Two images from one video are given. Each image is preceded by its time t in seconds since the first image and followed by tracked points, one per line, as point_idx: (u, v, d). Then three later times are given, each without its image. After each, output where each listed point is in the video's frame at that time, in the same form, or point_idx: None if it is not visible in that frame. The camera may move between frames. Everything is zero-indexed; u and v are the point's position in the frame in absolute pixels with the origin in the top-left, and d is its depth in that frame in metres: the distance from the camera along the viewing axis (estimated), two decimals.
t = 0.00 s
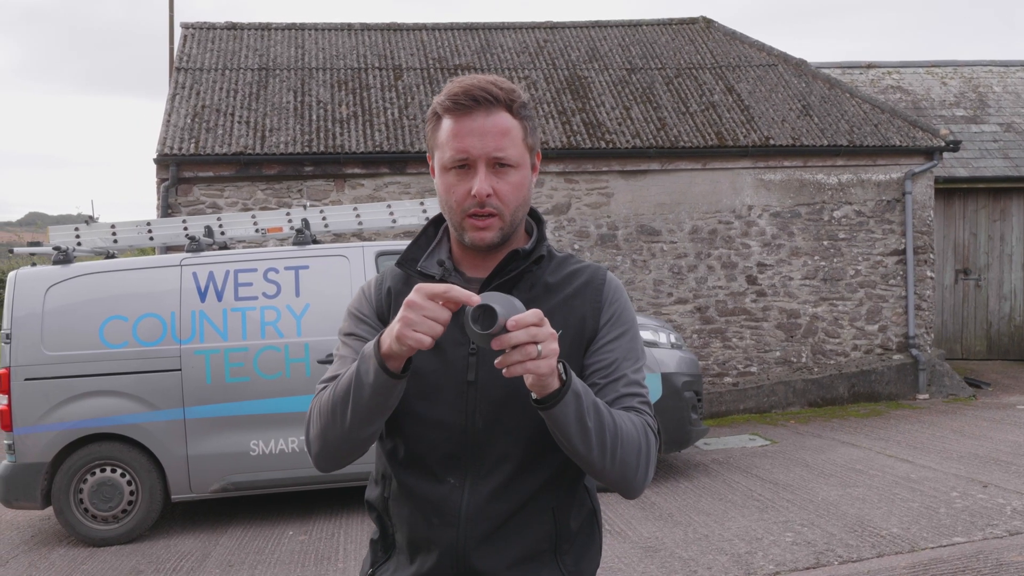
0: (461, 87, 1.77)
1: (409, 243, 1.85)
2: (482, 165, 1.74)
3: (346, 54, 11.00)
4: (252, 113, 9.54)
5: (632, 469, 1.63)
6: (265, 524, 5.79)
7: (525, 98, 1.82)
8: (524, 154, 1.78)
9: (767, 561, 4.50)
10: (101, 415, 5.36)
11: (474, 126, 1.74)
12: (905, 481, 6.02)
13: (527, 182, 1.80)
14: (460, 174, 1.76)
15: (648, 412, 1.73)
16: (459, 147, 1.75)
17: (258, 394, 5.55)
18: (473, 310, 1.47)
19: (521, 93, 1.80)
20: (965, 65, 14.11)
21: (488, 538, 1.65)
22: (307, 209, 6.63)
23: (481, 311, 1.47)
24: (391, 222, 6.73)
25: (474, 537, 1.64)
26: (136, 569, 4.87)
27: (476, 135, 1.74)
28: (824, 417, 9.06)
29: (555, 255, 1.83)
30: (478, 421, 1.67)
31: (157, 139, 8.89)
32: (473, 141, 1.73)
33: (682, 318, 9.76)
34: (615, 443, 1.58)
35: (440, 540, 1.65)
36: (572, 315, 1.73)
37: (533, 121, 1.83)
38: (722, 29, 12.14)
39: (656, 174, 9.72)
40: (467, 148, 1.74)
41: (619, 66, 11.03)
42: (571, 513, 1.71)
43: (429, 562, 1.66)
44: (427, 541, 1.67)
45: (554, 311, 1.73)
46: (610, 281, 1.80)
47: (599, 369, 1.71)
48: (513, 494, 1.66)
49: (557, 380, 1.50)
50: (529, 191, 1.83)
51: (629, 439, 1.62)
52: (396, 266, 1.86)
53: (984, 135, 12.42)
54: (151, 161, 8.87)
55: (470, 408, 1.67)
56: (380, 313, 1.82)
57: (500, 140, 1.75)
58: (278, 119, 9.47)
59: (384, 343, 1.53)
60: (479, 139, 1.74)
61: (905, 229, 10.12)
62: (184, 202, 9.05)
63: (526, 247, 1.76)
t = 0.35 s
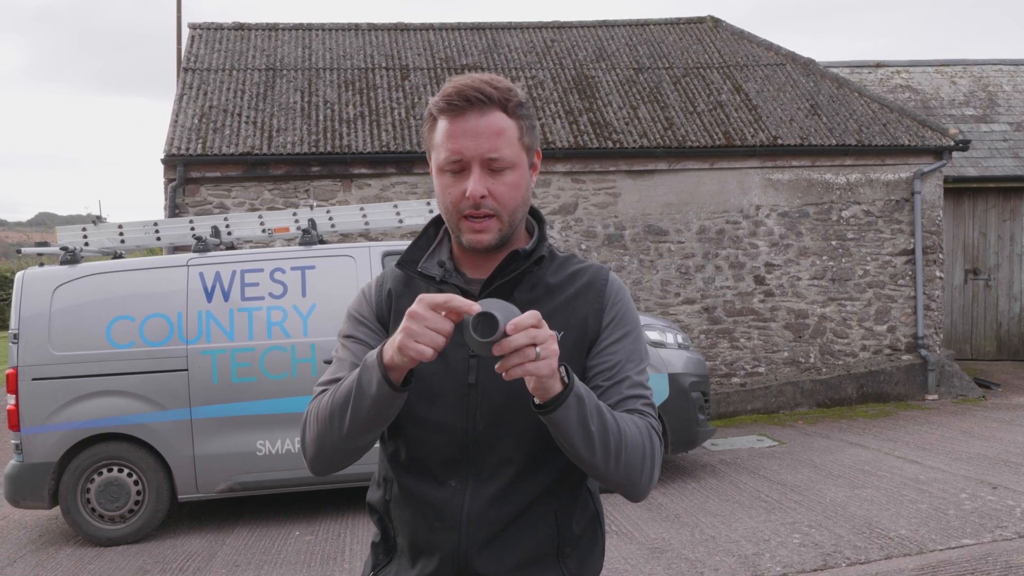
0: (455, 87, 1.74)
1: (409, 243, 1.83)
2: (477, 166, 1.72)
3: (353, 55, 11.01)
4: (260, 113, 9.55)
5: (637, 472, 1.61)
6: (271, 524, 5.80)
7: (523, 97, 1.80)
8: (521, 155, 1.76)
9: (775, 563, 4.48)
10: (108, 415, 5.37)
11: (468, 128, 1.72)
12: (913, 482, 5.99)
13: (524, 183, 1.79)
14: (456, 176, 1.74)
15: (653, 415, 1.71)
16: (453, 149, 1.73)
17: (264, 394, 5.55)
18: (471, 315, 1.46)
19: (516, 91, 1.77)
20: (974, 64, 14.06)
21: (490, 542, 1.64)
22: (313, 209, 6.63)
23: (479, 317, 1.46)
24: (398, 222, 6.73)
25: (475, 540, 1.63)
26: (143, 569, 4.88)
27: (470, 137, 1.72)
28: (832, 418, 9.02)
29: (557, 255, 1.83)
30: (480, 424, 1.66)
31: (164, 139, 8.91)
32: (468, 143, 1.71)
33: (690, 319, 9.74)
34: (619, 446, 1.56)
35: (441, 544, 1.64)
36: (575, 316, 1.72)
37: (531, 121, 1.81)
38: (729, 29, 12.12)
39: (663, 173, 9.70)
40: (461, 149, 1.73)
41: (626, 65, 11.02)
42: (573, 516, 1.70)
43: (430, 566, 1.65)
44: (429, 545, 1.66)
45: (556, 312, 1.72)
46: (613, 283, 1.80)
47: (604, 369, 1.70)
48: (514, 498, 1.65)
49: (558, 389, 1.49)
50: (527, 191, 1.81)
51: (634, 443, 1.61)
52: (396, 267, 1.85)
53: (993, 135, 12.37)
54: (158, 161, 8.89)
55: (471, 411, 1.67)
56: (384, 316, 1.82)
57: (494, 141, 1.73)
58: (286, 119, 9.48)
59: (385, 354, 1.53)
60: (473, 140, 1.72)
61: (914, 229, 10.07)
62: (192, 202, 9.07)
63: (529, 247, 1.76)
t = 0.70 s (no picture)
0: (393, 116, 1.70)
1: (409, 250, 1.87)
2: (418, 199, 1.70)
3: (364, 55, 11.03)
4: (271, 114, 9.58)
5: (658, 491, 1.62)
6: (282, 524, 5.80)
7: (468, 111, 1.68)
8: (464, 179, 1.68)
9: (786, 565, 4.46)
10: (119, 415, 5.39)
11: (403, 160, 1.69)
12: (926, 483, 5.95)
13: (479, 205, 1.71)
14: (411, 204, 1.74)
15: (674, 423, 1.70)
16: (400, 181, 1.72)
17: (275, 394, 5.55)
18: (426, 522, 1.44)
19: (453, 110, 1.66)
20: (988, 63, 13.99)
21: (498, 548, 1.64)
22: (324, 209, 6.64)
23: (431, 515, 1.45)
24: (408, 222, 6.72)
25: (483, 547, 1.63)
26: (154, 569, 4.89)
27: (407, 169, 1.69)
28: (844, 419, 8.97)
29: (566, 258, 1.82)
30: (486, 431, 1.69)
31: (176, 140, 8.95)
32: (404, 177, 1.69)
33: (701, 319, 9.71)
34: (633, 479, 1.58)
35: (449, 550, 1.65)
36: (584, 323, 1.72)
37: (480, 134, 1.69)
38: (741, 28, 12.09)
39: (674, 173, 9.68)
40: (404, 181, 1.71)
41: (637, 65, 11.02)
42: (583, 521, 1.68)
43: (438, 570, 1.66)
44: (436, 551, 1.66)
45: (565, 319, 1.72)
46: (626, 286, 1.78)
47: (623, 379, 1.67)
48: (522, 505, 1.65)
49: (564, 497, 1.53)
50: (488, 209, 1.73)
51: (652, 468, 1.61)
52: (398, 273, 1.90)
53: (1007, 134, 12.29)
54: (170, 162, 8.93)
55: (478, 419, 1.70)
56: (385, 328, 1.85)
57: (427, 172, 1.67)
58: (297, 119, 9.51)
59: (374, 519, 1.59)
60: (409, 173, 1.69)
61: (927, 228, 10.01)
62: (203, 203, 9.10)
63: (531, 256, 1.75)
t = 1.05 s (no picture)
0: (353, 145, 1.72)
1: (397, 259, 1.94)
2: (387, 222, 1.71)
3: (376, 55, 11.06)
4: (283, 114, 9.61)
5: (636, 502, 1.57)
6: (294, 524, 5.81)
7: (420, 129, 1.66)
8: (425, 198, 1.66)
9: (799, 566, 4.43)
10: (132, 414, 5.41)
11: (368, 187, 1.71)
12: (941, 485, 5.91)
13: (445, 221, 1.69)
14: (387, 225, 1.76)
15: (663, 428, 1.61)
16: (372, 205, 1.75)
17: (287, 394, 5.57)
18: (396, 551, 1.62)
19: (405, 132, 1.65)
20: (1004, 61, 13.90)
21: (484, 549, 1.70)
22: (336, 210, 6.64)
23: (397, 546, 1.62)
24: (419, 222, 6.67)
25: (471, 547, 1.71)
26: (166, 568, 4.90)
27: (372, 195, 1.71)
28: (858, 420, 8.92)
29: (550, 258, 1.79)
30: (460, 436, 1.73)
31: (189, 140, 8.99)
32: (371, 203, 1.71)
33: (714, 319, 9.68)
34: (598, 493, 1.56)
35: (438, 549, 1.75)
36: (558, 326, 1.69)
37: (436, 150, 1.66)
38: (754, 27, 12.05)
39: (687, 173, 9.66)
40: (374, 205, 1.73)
41: (650, 64, 11.01)
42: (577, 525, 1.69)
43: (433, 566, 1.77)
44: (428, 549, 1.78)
45: (539, 323, 1.71)
46: (611, 284, 1.71)
47: (601, 384, 1.63)
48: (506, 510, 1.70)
49: (514, 530, 1.56)
50: (457, 224, 1.70)
51: (623, 479, 1.57)
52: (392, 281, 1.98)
53: None
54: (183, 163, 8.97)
55: (453, 423, 1.75)
56: (380, 332, 1.97)
57: (389, 197, 1.68)
58: (309, 120, 9.53)
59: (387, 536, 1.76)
60: (374, 200, 1.70)
61: (942, 228, 9.95)
62: (216, 203, 9.13)
63: (497, 260, 1.75)
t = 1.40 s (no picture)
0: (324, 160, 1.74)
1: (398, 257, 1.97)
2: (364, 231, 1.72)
3: (388, 55, 11.08)
4: (295, 115, 9.64)
5: (596, 500, 1.45)
6: (306, 524, 5.81)
7: (378, 138, 1.65)
8: (390, 205, 1.66)
9: (812, 568, 4.41)
10: (145, 414, 5.43)
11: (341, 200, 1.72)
12: (956, 487, 5.87)
13: (415, 225, 1.68)
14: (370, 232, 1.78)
15: (630, 421, 1.45)
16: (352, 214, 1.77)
17: (299, 394, 5.58)
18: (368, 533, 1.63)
19: (363, 142, 1.65)
20: (1020, 60, 13.81)
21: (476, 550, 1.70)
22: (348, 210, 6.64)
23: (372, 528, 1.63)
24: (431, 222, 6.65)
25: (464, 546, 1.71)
26: (179, 568, 4.92)
27: (347, 207, 1.73)
28: (872, 421, 8.87)
29: (524, 246, 1.71)
30: (441, 431, 1.74)
31: (202, 141, 9.03)
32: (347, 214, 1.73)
33: (727, 320, 9.64)
34: (552, 491, 1.47)
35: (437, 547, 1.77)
36: (518, 318, 1.62)
37: (395, 157, 1.64)
38: (767, 26, 12.01)
39: (699, 173, 9.64)
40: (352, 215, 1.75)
41: (662, 64, 11.00)
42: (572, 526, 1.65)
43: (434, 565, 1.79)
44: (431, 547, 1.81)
45: (502, 315, 1.65)
46: (577, 269, 1.58)
47: (565, 375, 1.52)
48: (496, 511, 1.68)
49: (467, 530, 1.50)
50: (429, 227, 1.68)
51: (580, 476, 1.46)
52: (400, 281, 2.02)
53: None
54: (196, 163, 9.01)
55: (435, 418, 1.75)
56: (393, 329, 2.03)
57: (358, 208, 1.68)
58: (321, 120, 9.56)
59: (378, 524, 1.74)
60: (349, 211, 1.72)
61: (957, 228, 9.88)
62: (229, 203, 9.17)
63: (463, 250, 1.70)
